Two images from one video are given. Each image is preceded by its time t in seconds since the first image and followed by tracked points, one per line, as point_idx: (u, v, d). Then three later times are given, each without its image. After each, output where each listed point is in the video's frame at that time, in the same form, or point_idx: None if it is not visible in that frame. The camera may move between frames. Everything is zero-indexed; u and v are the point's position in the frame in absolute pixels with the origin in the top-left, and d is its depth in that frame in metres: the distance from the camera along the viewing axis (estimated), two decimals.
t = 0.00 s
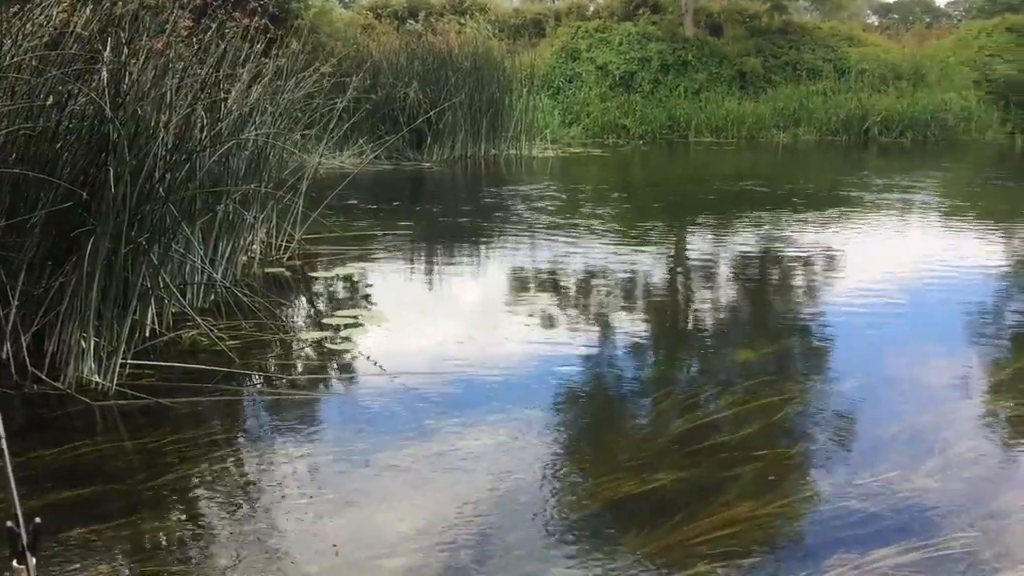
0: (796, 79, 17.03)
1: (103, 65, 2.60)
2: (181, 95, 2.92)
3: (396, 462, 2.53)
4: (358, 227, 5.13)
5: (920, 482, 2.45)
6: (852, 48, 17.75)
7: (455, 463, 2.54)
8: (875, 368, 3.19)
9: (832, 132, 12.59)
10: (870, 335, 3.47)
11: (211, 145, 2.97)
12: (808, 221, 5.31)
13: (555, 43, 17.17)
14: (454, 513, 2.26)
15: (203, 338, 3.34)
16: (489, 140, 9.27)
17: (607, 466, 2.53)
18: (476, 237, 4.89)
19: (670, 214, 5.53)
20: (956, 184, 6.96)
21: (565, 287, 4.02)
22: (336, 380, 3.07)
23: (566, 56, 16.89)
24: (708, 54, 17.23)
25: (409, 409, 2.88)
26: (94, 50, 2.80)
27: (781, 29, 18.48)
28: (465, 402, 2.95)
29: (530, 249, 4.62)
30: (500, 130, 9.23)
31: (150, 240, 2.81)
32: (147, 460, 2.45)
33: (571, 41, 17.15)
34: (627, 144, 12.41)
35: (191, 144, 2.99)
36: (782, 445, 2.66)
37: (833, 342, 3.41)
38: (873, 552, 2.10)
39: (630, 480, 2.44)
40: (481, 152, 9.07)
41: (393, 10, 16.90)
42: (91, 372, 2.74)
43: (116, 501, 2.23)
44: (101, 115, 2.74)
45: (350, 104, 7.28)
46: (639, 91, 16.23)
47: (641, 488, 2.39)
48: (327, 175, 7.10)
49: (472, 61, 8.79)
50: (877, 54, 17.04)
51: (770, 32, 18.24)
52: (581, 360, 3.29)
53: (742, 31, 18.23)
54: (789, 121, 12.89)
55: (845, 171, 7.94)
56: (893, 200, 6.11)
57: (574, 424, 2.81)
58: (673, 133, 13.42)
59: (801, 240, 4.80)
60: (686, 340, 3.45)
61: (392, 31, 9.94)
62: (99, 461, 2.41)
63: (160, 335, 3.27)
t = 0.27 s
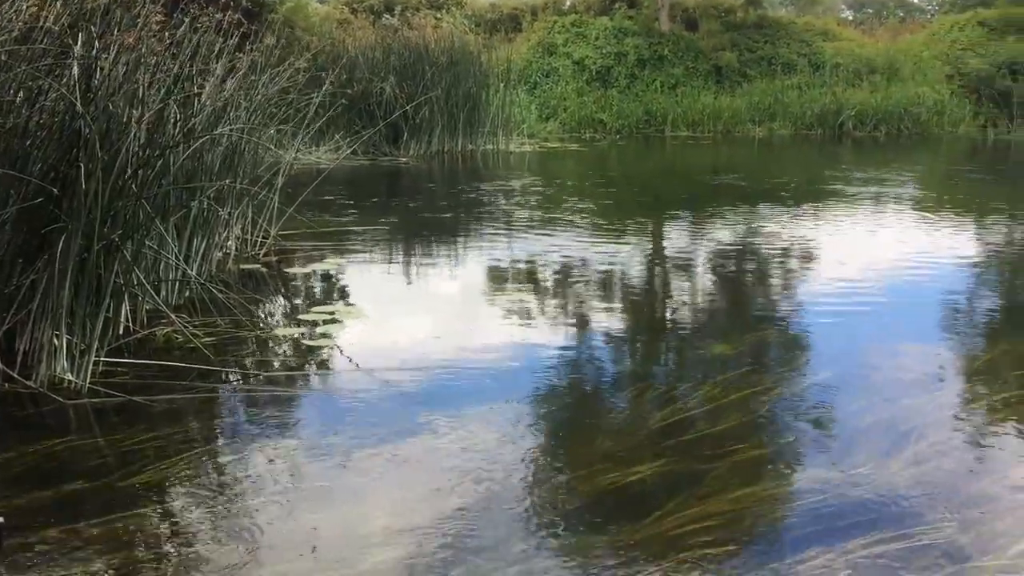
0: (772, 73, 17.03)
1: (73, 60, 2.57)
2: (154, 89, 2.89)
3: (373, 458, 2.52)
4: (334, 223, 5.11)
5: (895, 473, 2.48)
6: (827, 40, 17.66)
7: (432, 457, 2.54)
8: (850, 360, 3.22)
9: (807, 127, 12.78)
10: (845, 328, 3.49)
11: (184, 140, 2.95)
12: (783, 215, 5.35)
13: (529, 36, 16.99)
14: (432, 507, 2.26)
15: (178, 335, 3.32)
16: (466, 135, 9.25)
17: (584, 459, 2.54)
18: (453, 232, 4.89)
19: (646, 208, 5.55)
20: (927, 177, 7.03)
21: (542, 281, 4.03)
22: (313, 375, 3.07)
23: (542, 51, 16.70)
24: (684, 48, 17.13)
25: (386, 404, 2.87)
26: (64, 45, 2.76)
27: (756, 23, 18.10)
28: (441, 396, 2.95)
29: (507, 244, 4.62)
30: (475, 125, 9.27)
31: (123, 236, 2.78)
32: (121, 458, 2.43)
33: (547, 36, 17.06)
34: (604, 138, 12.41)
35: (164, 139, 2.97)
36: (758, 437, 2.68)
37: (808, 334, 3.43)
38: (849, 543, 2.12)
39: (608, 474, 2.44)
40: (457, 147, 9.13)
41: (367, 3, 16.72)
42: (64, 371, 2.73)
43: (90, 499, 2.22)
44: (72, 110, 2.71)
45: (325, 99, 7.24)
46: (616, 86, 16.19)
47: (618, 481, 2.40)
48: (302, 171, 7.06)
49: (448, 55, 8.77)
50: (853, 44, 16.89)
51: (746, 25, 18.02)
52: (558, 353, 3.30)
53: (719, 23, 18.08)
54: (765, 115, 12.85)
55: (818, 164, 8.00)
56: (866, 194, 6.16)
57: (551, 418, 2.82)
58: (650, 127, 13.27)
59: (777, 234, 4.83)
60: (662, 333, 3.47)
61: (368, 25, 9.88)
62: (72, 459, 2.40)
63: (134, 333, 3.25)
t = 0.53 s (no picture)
0: (750, 67, 17.00)
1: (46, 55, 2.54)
2: (129, 84, 2.87)
3: (353, 454, 2.52)
4: (313, 219, 5.09)
5: (872, 464, 2.50)
6: (804, 36, 17.65)
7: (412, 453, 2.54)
8: (828, 353, 3.24)
9: (784, 121, 12.89)
10: (822, 321, 3.52)
11: (159, 136, 2.93)
12: (762, 209, 5.38)
13: (509, 27, 16.86)
14: (414, 504, 2.26)
15: (155, 332, 3.29)
16: (446, 130, 9.24)
17: (565, 454, 2.54)
18: (433, 228, 4.88)
19: (626, 203, 5.56)
20: (904, 171, 7.09)
21: (522, 277, 4.03)
22: (293, 372, 3.05)
23: (522, 46, 16.46)
24: (661, 43, 17.09)
25: (366, 401, 2.87)
26: (37, 39, 2.73)
27: (734, 19, 18.16)
28: (422, 393, 2.94)
29: (487, 240, 4.62)
30: (454, 121, 9.26)
31: (98, 232, 2.76)
32: (98, 457, 2.42)
33: (526, 30, 16.88)
34: (584, 133, 12.42)
35: (139, 135, 2.94)
36: (737, 431, 2.69)
37: (787, 328, 3.45)
38: (828, 535, 2.14)
39: (588, 469, 2.45)
40: (437, 142, 9.11)
41: None
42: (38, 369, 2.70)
43: (67, 499, 2.20)
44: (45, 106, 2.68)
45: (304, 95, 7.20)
46: (596, 80, 16.11)
47: (599, 476, 2.41)
48: (281, 167, 7.02)
49: (427, 51, 8.73)
50: (831, 39, 16.92)
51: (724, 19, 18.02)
52: (538, 349, 3.30)
53: (698, 18, 18.04)
54: (743, 110, 12.96)
55: (797, 159, 8.03)
56: (844, 188, 6.20)
57: (531, 413, 2.82)
58: (629, 122, 13.29)
59: (756, 228, 4.85)
60: (642, 328, 3.48)
61: (346, 20, 9.82)
62: (48, 459, 2.38)
63: (110, 330, 3.22)
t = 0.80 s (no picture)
0: (727, 65, 16.76)
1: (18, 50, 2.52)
2: (103, 80, 2.85)
3: (332, 451, 2.51)
4: (291, 216, 5.06)
5: (850, 458, 2.52)
6: (781, 32, 17.50)
7: (391, 450, 2.54)
8: (806, 348, 3.26)
9: (762, 117, 12.91)
10: (800, 316, 3.54)
11: (133, 132, 2.91)
12: (740, 205, 5.40)
13: (486, 20, 16.65)
14: (393, 499, 2.26)
15: (131, 330, 3.27)
16: (424, 127, 9.22)
17: (545, 449, 2.55)
18: (412, 224, 4.87)
19: (604, 199, 5.56)
20: (878, 167, 7.13)
21: (501, 273, 4.03)
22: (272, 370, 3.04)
23: (500, 42, 16.01)
24: (642, 40, 16.80)
25: (345, 398, 2.86)
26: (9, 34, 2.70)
27: (712, 14, 17.64)
28: (401, 389, 2.94)
29: (466, 236, 4.61)
30: (433, 117, 9.23)
31: (72, 229, 2.73)
32: (73, 455, 2.40)
33: (506, 26, 16.38)
34: (563, 130, 12.41)
35: (113, 131, 2.92)
36: (716, 425, 2.71)
37: (764, 323, 3.47)
38: (809, 528, 2.15)
39: (568, 465, 2.45)
40: (415, 138, 9.07)
41: None
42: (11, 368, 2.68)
43: (42, 498, 2.19)
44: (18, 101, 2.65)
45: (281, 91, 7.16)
46: (574, 78, 15.77)
47: (579, 472, 2.41)
48: (258, 163, 6.97)
49: (406, 47, 8.69)
50: (808, 35, 16.93)
51: (701, 14, 17.71)
52: (517, 345, 3.30)
53: (676, 14, 17.41)
54: (720, 106, 12.97)
55: (774, 156, 8.06)
56: (820, 184, 6.24)
57: (510, 408, 2.82)
58: (608, 118, 13.31)
59: (734, 224, 4.87)
60: (621, 324, 3.49)
61: (323, 16, 9.75)
62: (22, 458, 2.36)
63: (85, 328, 3.19)
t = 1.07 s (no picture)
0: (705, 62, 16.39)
1: None
2: (75, 75, 2.81)
3: (309, 449, 2.50)
4: (269, 212, 5.03)
5: (827, 453, 2.54)
6: (759, 30, 17.32)
7: (371, 447, 2.53)
8: (783, 344, 3.28)
9: (739, 114, 12.90)
10: (777, 312, 3.57)
11: (106, 128, 2.88)
12: (718, 202, 5.43)
13: (464, 16, 16.52)
14: (372, 497, 2.26)
15: (105, 328, 3.24)
16: (402, 123, 9.23)
17: (524, 446, 2.55)
18: (391, 221, 4.86)
19: (583, 196, 5.57)
20: (854, 165, 7.18)
21: (480, 270, 4.03)
22: (250, 368, 3.01)
23: (478, 40, 15.78)
24: (622, 41, 16.43)
25: (324, 396, 2.85)
26: None
27: (688, 13, 17.47)
28: (380, 387, 2.93)
29: (445, 233, 4.60)
30: (411, 114, 9.24)
31: (44, 226, 2.70)
32: (46, 455, 2.37)
33: (485, 23, 16.16)
34: (542, 127, 12.42)
35: (86, 127, 2.89)
36: (694, 421, 2.72)
37: (742, 320, 3.49)
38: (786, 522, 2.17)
39: (547, 462, 2.46)
40: (393, 135, 9.08)
41: None
42: None
43: (15, 498, 2.16)
44: None
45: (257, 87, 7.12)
46: (552, 75, 15.53)
47: (557, 468, 2.42)
48: (234, 160, 6.93)
49: (383, 43, 8.66)
50: (784, 33, 16.89)
51: (679, 14, 17.40)
52: (496, 342, 3.30)
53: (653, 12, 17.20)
54: (698, 103, 12.94)
55: (752, 153, 8.11)
56: (797, 181, 6.29)
57: (490, 405, 2.82)
58: (585, 116, 13.35)
59: (712, 221, 4.90)
60: (600, 320, 3.50)
61: (300, 11, 9.67)
62: None
63: (58, 326, 3.16)
